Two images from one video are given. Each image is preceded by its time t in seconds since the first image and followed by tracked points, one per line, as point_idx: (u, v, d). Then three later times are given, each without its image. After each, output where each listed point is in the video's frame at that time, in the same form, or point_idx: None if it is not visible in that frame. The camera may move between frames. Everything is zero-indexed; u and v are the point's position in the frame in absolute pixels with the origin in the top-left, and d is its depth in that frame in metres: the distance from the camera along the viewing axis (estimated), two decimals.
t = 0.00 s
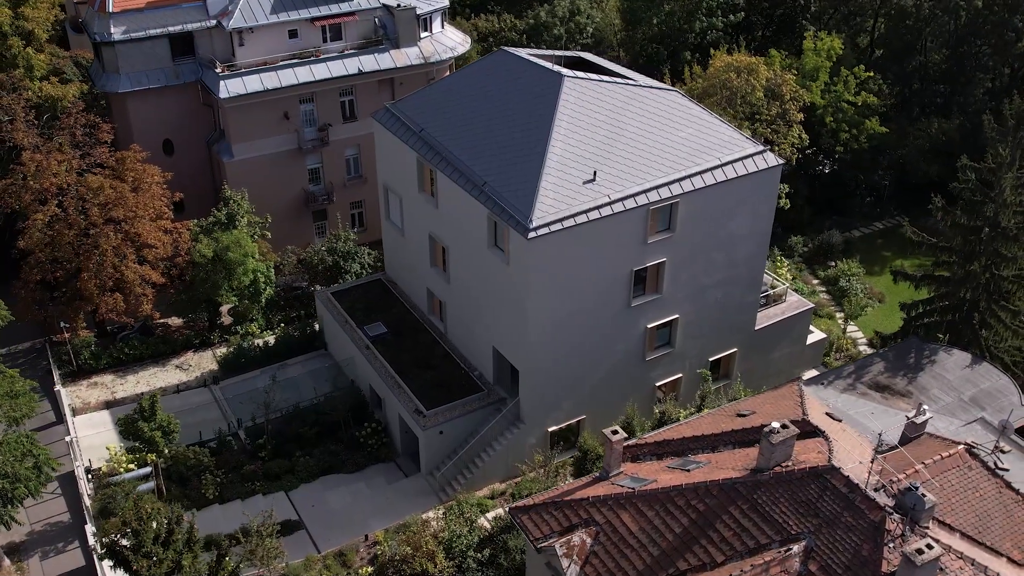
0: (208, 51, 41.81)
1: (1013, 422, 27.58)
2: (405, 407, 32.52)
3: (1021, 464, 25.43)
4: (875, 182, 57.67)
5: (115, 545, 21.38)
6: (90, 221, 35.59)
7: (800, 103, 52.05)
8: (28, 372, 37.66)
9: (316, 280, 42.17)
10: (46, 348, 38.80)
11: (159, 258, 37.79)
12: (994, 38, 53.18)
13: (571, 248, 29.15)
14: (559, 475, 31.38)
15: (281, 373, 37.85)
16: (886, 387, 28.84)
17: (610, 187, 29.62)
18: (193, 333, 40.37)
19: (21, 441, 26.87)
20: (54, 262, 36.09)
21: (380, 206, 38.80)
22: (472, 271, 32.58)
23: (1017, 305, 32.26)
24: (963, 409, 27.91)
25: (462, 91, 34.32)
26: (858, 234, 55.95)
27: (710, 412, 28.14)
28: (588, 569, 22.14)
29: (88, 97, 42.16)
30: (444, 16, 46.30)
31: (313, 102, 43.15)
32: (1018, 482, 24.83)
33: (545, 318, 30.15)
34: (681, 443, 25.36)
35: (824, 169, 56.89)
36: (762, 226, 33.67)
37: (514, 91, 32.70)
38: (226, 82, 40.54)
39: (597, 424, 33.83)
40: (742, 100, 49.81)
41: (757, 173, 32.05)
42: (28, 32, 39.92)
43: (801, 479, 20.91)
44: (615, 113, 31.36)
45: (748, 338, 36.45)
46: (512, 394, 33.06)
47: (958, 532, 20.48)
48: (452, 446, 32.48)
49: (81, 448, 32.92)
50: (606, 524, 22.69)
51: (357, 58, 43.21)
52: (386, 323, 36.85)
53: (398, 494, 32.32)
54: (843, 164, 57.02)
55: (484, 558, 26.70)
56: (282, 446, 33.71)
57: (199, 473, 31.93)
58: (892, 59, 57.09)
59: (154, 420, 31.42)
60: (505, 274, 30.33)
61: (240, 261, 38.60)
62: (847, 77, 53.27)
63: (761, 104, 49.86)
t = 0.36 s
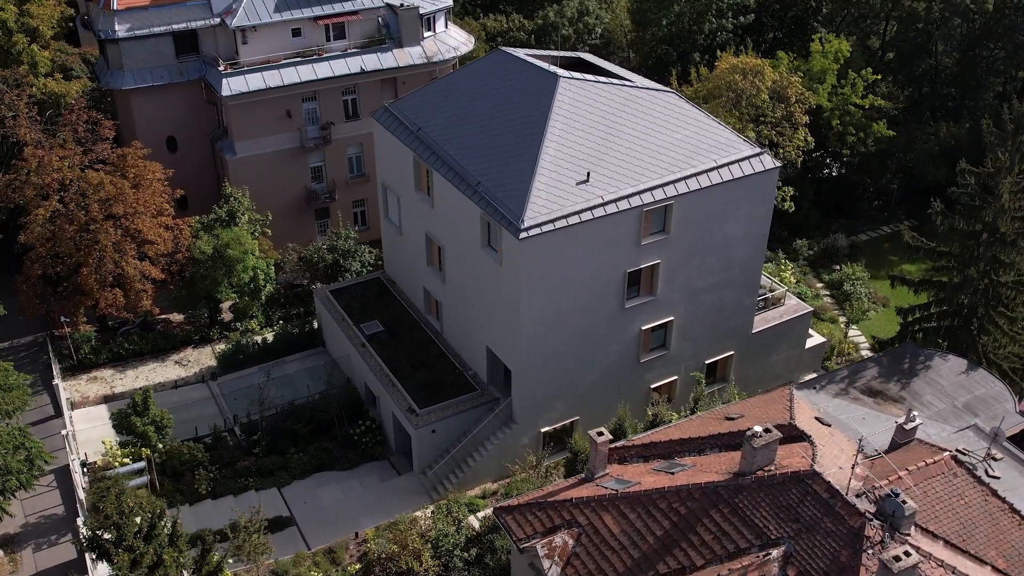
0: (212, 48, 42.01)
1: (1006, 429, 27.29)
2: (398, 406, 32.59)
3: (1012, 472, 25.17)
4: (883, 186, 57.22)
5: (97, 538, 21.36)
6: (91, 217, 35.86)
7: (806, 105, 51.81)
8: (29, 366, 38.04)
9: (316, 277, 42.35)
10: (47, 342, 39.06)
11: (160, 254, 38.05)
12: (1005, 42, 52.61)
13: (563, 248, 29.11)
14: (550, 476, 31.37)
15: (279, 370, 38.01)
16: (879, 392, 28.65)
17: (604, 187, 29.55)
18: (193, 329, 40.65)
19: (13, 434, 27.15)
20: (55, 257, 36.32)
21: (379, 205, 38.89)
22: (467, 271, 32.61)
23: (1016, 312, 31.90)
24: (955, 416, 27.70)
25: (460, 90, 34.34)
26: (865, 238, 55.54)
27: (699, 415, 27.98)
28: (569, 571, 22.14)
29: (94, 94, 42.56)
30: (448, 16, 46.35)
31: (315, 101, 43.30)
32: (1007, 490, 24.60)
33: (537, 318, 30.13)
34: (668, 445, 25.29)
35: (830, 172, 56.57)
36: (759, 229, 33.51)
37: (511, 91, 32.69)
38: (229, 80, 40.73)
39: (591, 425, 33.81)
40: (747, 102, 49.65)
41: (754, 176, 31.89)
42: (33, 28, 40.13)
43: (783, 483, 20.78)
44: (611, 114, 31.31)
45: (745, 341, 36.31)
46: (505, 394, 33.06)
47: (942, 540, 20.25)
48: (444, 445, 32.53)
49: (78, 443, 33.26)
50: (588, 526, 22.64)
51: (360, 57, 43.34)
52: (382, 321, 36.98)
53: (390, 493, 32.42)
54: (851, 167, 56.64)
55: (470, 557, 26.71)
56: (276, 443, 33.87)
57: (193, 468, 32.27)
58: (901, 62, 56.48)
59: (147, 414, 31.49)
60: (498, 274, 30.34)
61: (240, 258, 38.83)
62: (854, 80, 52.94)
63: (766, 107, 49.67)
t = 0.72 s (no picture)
0: (216, 46, 42.18)
1: (1000, 437, 26.99)
2: (392, 405, 32.64)
3: (1003, 480, 24.90)
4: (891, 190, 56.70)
5: (79, 533, 21.52)
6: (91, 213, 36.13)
7: (813, 108, 51.45)
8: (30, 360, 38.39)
9: (317, 276, 42.49)
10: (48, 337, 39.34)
11: (161, 251, 38.32)
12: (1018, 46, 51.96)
13: (556, 250, 29.03)
14: (542, 477, 31.33)
15: (276, 367, 38.15)
16: (873, 398, 28.40)
17: (597, 189, 29.45)
18: (193, 326, 40.87)
19: (6, 427, 27.51)
20: (57, 253, 36.67)
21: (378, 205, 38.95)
22: (462, 271, 32.59)
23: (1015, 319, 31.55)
24: (949, 423, 27.42)
25: (458, 90, 34.33)
26: (872, 242, 55.07)
27: (689, 418, 27.83)
28: (550, 572, 22.10)
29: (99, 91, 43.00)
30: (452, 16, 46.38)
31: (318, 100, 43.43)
32: (998, 498, 24.33)
33: (530, 320, 30.07)
34: (656, 448, 25.17)
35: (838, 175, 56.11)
36: (756, 232, 33.30)
37: (507, 91, 32.63)
38: (232, 78, 40.93)
39: (585, 427, 33.73)
40: (753, 105, 49.37)
41: (751, 179, 31.67)
42: (37, 25, 40.83)
43: (765, 488, 20.62)
44: (606, 115, 31.21)
45: (742, 344, 36.09)
46: (499, 395, 33.02)
47: (925, 547, 20.05)
48: (437, 445, 32.55)
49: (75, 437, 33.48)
50: (571, 528, 22.58)
51: (363, 56, 43.44)
52: (379, 320, 37.05)
53: (382, 492, 32.48)
54: (859, 170, 56.15)
55: (457, 557, 26.71)
56: (271, 439, 34.00)
57: (187, 464, 32.49)
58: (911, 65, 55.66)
59: (140, 410, 31.57)
60: (491, 275, 30.30)
61: (240, 256, 39.00)
62: (862, 83, 52.50)
63: (771, 109, 49.37)
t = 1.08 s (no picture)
0: (220, 44, 42.43)
1: (993, 445, 26.69)
2: (385, 403, 32.69)
3: (994, 489, 24.61)
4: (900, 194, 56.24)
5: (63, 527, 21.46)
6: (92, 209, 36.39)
7: (819, 110, 51.15)
8: (32, 353, 38.70)
9: (318, 273, 42.60)
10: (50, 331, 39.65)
11: (162, 247, 38.57)
12: None
13: (548, 250, 28.98)
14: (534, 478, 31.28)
15: (275, 364, 38.28)
16: (865, 404, 28.18)
17: (591, 190, 29.36)
18: (194, 321, 41.09)
19: None
20: (59, 248, 36.95)
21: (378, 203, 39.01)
22: (456, 271, 32.59)
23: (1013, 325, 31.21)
24: (942, 430, 27.16)
25: (455, 89, 34.36)
26: (879, 246, 54.63)
27: (679, 421, 27.68)
28: (531, 573, 22.08)
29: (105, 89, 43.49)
30: (456, 15, 46.37)
31: (321, 98, 43.55)
32: (987, 506, 24.09)
33: (522, 320, 30.03)
34: (643, 450, 25.06)
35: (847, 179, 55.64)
36: (753, 235, 33.09)
37: (504, 91, 32.61)
38: (234, 76, 41.13)
39: (579, 428, 33.65)
40: (758, 107, 49.14)
41: (748, 181, 31.47)
42: (43, 22, 40.97)
43: (746, 493, 20.48)
44: (602, 116, 31.13)
45: (739, 347, 35.88)
46: (493, 395, 33.01)
47: (907, 556, 19.84)
48: (430, 444, 32.57)
49: (71, 430, 33.90)
50: (553, 529, 22.54)
51: (366, 55, 43.48)
52: (376, 319, 37.13)
53: (374, 490, 32.53)
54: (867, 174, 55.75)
55: (443, 556, 26.68)
56: (266, 436, 34.12)
57: (181, 459, 32.55)
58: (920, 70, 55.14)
59: (134, 405, 31.97)
60: (484, 274, 30.29)
61: (240, 253, 39.19)
62: (870, 85, 52.05)
63: (776, 111, 49.13)
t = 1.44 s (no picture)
0: (224, 43, 42.67)
1: (986, 452, 26.42)
2: (379, 402, 32.75)
3: (984, 497, 24.37)
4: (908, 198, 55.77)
5: (45, 519, 22.12)
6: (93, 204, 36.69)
7: (826, 113, 50.82)
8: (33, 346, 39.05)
9: (319, 271, 42.72)
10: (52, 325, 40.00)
11: (163, 243, 38.85)
12: None
13: (540, 251, 28.95)
14: (526, 478, 31.24)
15: (273, 361, 38.41)
16: (858, 409, 27.95)
17: (585, 191, 29.30)
18: (195, 318, 41.32)
19: None
20: (61, 244, 37.20)
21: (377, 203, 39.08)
22: (451, 270, 32.61)
23: (1011, 331, 30.94)
24: (935, 437, 26.91)
25: (453, 89, 34.38)
26: (886, 250, 54.18)
27: (668, 424, 27.55)
28: (512, 574, 22.03)
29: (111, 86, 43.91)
30: (460, 15, 46.43)
31: (324, 96, 43.68)
32: (977, 514, 23.87)
33: (514, 320, 30.01)
34: (630, 453, 24.95)
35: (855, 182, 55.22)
36: (750, 238, 32.88)
37: (500, 90, 32.57)
38: (237, 74, 41.32)
39: (573, 429, 33.58)
40: (763, 109, 48.89)
41: (744, 184, 31.31)
42: (48, 19, 41.60)
43: (727, 497, 20.37)
44: (597, 117, 31.05)
45: (737, 351, 35.68)
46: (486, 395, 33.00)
47: (890, 563, 19.60)
48: (423, 443, 32.60)
49: (68, 424, 34.18)
50: (535, 530, 22.51)
51: (369, 53, 43.58)
52: (374, 317, 37.20)
53: (366, 488, 32.59)
54: (875, 178, 55.32)
55: (431, 556, 26.69)
56: (261, 432, 34.26)
57: (176, 454, 32.80)
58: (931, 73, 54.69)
59: (128, 400, 32.31)
60: (477, 274, 30.28)
61: (240, 249, 39.37)
62: (877, 88, 51.66)
63: (782, 113, 48.86)
